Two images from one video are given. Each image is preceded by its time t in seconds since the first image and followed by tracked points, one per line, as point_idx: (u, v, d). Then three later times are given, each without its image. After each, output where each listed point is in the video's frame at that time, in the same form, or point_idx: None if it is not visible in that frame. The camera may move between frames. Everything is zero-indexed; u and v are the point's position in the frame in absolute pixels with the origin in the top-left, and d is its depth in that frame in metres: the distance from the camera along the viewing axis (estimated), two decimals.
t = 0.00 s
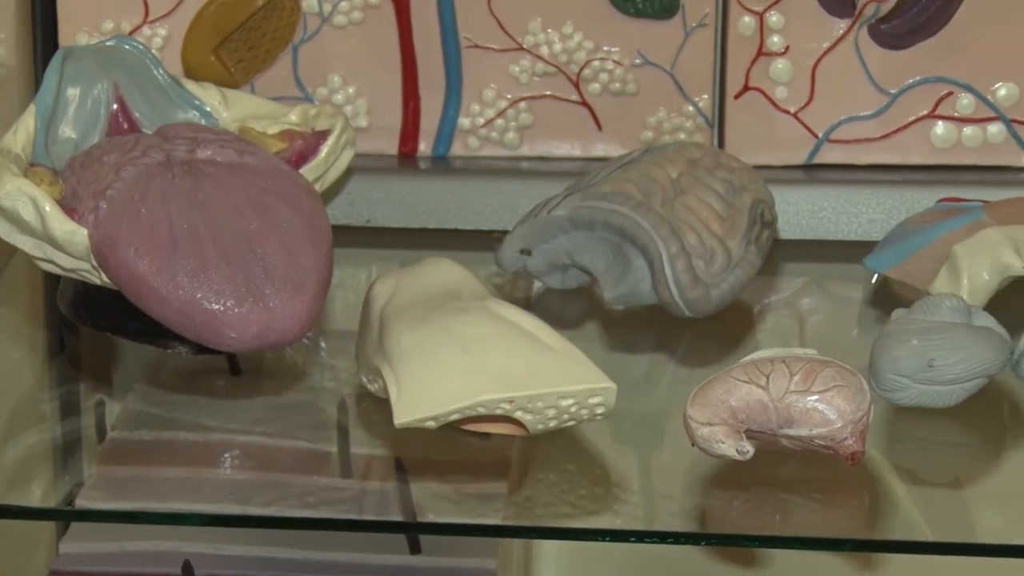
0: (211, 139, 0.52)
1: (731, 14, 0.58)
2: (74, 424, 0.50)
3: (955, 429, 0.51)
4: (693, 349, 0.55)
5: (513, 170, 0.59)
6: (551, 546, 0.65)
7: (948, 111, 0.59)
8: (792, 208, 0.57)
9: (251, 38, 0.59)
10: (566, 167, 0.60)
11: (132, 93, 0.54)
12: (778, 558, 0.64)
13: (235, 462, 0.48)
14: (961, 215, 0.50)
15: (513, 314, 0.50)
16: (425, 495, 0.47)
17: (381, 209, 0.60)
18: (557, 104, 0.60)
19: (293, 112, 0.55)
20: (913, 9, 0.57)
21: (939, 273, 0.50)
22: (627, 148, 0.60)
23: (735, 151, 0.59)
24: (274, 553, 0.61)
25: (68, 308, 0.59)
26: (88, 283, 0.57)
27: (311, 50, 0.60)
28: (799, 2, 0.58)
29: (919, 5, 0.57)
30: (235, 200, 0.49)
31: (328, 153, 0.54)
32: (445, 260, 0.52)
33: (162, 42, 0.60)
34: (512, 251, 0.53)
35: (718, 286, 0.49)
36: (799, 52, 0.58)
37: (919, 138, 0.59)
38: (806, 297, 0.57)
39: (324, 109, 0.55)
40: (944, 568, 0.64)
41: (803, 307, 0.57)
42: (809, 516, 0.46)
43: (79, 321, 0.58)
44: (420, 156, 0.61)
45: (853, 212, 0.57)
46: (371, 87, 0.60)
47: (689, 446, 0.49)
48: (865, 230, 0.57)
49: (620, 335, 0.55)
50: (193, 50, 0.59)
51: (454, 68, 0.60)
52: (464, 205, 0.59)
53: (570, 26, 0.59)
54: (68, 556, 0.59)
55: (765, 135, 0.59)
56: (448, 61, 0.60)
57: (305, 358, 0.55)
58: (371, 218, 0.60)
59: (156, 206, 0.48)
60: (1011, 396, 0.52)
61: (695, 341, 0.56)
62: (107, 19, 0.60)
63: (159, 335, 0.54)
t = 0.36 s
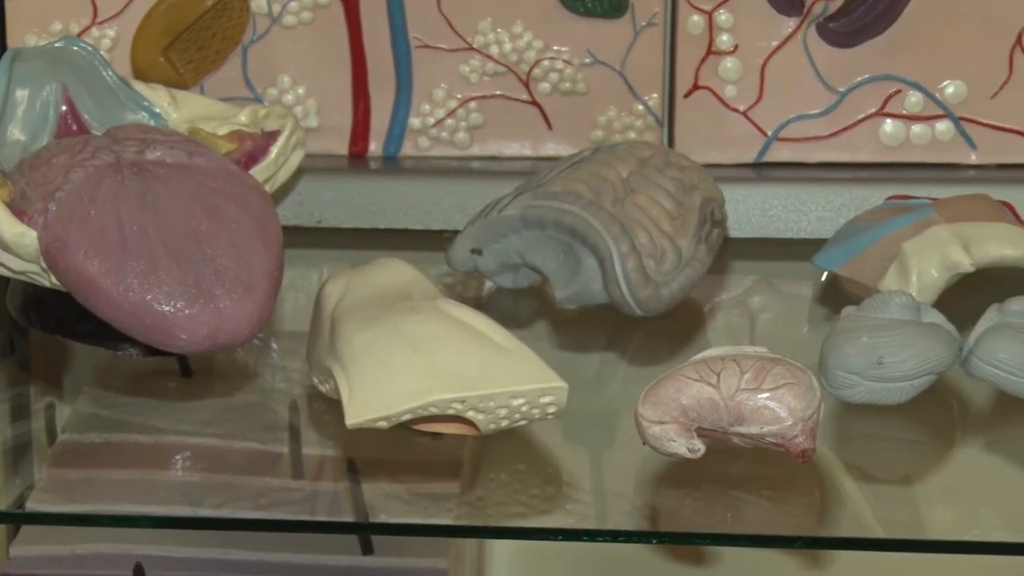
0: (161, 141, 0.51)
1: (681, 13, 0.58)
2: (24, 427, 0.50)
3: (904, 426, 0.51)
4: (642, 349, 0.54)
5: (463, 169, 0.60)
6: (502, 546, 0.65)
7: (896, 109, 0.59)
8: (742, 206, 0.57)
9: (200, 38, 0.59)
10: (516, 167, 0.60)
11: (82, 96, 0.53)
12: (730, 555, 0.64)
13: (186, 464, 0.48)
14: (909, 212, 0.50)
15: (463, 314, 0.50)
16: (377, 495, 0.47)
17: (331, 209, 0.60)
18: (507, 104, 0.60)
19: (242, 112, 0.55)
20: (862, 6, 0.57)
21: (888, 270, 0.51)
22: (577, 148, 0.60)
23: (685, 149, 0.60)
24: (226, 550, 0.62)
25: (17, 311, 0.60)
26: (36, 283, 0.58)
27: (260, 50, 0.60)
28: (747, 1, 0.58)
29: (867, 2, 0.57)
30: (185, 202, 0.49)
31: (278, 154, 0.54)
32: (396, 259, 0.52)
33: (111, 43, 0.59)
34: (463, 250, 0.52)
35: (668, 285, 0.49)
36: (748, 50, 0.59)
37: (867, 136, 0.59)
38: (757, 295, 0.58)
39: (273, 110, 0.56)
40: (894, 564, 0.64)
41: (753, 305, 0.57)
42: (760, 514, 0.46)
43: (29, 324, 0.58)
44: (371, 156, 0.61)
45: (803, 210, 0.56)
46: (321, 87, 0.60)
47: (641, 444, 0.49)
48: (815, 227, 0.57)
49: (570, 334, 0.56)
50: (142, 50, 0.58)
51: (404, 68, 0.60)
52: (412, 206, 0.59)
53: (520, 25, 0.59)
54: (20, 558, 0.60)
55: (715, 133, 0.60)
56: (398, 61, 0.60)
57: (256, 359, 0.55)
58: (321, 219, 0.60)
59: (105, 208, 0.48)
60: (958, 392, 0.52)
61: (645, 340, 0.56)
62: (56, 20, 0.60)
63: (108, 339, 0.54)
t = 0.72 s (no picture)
0: (102, 143, 0.51)
1: (622, 12, 0.58)
2: None
3: (848, 423, 0.51)
4: (586, 349, 0.54)
5: (406, 170, 0.60)
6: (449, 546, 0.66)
7: (838, 107, 0.59)
8: (685, 204, 0.58)
9: (142, 40, 0.58)
10: (458, 167, 0.60)
11: (22, 97, 0.53)
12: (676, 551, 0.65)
13: (130, 466, 0.48)
14: (852, 210, 0.50)
15: (408, 314, 0.50)
16: (322, 496, 0.47)
17: (274, 210, 0.61)
18: (449, 104, 0.60)
19: (184, 113, 0.55)
20: (802, 4, 0.57)
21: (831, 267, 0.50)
22: (521, 147, 0.61)
23: (628, 148, 0.60)
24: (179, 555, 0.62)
25: None
26: None
27: (203, 51, 0.59)
28: (689, 1, 0.57)
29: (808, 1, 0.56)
30: (127, 204, 0.48)
31: (221, 156, 0.54)
32: (340, 259, 0.52)
33: (53, 45, 0.59)
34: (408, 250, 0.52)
35: (612, 284, 0.49)
36: (690, 49, 0.58)
37: (809, 134, 0.60)
38: (701, 293, 0.58)
39: (216, 110, 0.56)
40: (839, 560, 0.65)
41: (697, 303, 0.57)
42: (704, 511, 0.46)
43: None
44: (314, 156, 0.61)
45: (745, 209, 0.57)
46: (264, 88, 0.60)
47: (585, 443, 0.49)
48: (758, 226, 0.58)
49: (513, 333, 0.56)
50: (84, 51, 0.58)
51: (346, 69, 0.60)
52: (355, 207, 0.60)
53: (463, 25, 0.59)
54: None
55: (657, 133, 0.60)
56: (340, 62, 0.60)
57: (200, 361, 0.55)
58: (264, 220, 0.61)
59: (48, 210, 0.47)
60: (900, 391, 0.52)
61: (590, 339, 0.56)
62: None
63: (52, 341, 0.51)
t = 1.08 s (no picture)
0: (37, 146, 0.50)
1: (559, 13, 0.58)
2: None
3: (787, 421, 0.51)
4: (525, 350, 0.54)
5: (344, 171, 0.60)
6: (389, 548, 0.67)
7: (774, 106, 0.59)
8: (624, 204, 0.58)
9: (77, 43, 0.58)
10: (396, 168, 0.60)
11: None
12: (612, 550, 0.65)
13: (69, 471, 0.47)
14: (789, 210, 0.50)
15: (348, 316, 0.50)
16: (262, 499, 0.47)
17: (212, 211, 0.60)
18: (387, 104, 0.60)
19: (120, 117, 0.55)
20: (738, 4, 0.57)
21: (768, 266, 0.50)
22: (458, 148, 0.61)
23: (565, 148, 0.60)
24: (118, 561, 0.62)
25: None
26: None
27: (139, 54, 0.59)
28: (625, 1, 0.58)
29: None
30: (63, 207, 0.48)
31: (158, 158, 0.54)
32: (277, 261, 0.52)
33: None
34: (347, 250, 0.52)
35: (550, 284, 0.49)
36: (626, 49, 0.58)
37: (745, 133, 0.60)
38: (639, 292, 0.58)
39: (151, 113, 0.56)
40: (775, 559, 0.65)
41: (637, 302, 0.57)
42: (644, 510, 0.46)
43: None
44: (252, 158, 0.61)
45: (683, 208, 0.57)
46: (201, 90, 0.60)
47: (525, 443, 0.49)
48: (696, 225, 0.58)
49: (451, 334, 0.56)
50: (18, 55, 0.58)
51: (284, 69, 0.60)
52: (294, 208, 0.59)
53: (400, 26, 0.59)
54: None
55: (595, 133, 0.60)
56: (277, 63, 0.59)
57: (138, 364, 0.55)
58: (202, 222, 0.60)
59: None
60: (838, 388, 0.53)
61: (530, 339, 0.56)
62: None
63: None
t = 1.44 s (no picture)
0: None
1: (488, 13, 0.58)
2: None
3: (718, 419, 0.51)
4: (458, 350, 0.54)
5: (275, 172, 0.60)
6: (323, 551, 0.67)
7: (703, 105, 0.59)
8: (555, 203, 0.58)
9: (6, 46, 0.56)
10: (327, 168, 0.60)
11: None
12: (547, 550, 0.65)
13: None
14: (718, 208, 0.50)
15: (280, 317, 0.50)
16: (195, 502, 0.46)
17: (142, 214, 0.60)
18: (317, 105, 0.60)
19: (49, 119, 0.53)
20: (666, 3, 0.57)
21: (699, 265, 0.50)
22: (389, 148, 0.60)
23: (496, 148, 0.60)
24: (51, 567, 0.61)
25: None
26: None
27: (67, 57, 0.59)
28: (554, 1, 0.58)
29: None
30: None
31: (87, 161, 0.54)
32: (207, 262, 0.52)
33: None
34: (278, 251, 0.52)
35: (482, 283, 0.49)
36: (556, 49, 0.59)
37: (675, 132, 0.60)
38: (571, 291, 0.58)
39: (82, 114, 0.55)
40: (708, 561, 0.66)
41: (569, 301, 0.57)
42: (578, 509, 0.46)
43: None
44: (181, 160, 0.61)
45: (613, 207, 0.58)
46: (131, 93, 0.60)
47: (457, 443, 0.49)
48: (626, 223, 0.58)
49: (383, 335, 0.56)
50: None
51: (213, 70, 0.60)
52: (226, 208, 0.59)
53: (329, 26, 0.59)
54: None
55: (526, 132, 0.60)
56: (207, 64, 0.59)
57: (68, 367, 0.55)
58: (132, 224, 0.60)
59: None
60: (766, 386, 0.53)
61: (463, 339, 0.56)
62: None
63: None
